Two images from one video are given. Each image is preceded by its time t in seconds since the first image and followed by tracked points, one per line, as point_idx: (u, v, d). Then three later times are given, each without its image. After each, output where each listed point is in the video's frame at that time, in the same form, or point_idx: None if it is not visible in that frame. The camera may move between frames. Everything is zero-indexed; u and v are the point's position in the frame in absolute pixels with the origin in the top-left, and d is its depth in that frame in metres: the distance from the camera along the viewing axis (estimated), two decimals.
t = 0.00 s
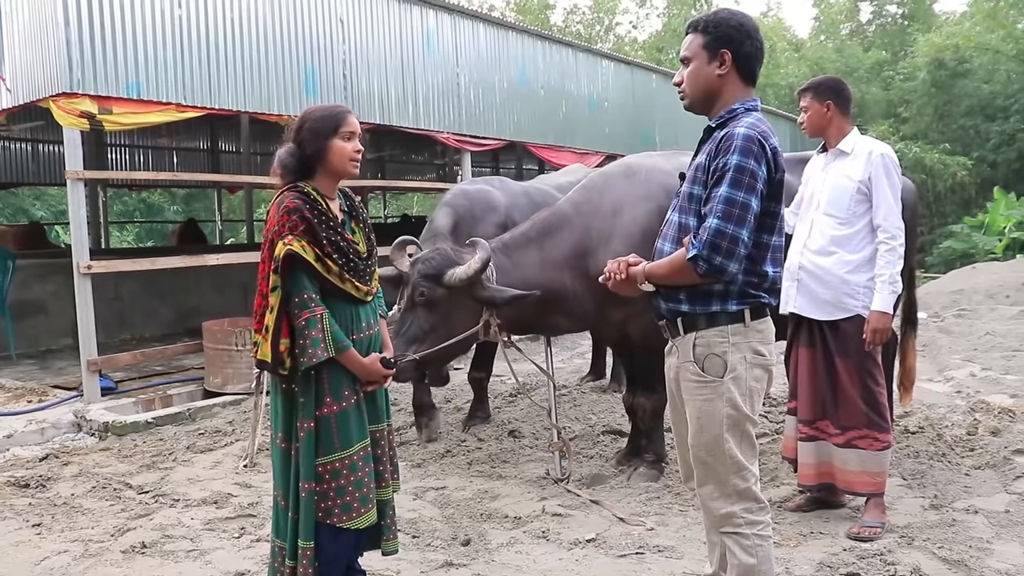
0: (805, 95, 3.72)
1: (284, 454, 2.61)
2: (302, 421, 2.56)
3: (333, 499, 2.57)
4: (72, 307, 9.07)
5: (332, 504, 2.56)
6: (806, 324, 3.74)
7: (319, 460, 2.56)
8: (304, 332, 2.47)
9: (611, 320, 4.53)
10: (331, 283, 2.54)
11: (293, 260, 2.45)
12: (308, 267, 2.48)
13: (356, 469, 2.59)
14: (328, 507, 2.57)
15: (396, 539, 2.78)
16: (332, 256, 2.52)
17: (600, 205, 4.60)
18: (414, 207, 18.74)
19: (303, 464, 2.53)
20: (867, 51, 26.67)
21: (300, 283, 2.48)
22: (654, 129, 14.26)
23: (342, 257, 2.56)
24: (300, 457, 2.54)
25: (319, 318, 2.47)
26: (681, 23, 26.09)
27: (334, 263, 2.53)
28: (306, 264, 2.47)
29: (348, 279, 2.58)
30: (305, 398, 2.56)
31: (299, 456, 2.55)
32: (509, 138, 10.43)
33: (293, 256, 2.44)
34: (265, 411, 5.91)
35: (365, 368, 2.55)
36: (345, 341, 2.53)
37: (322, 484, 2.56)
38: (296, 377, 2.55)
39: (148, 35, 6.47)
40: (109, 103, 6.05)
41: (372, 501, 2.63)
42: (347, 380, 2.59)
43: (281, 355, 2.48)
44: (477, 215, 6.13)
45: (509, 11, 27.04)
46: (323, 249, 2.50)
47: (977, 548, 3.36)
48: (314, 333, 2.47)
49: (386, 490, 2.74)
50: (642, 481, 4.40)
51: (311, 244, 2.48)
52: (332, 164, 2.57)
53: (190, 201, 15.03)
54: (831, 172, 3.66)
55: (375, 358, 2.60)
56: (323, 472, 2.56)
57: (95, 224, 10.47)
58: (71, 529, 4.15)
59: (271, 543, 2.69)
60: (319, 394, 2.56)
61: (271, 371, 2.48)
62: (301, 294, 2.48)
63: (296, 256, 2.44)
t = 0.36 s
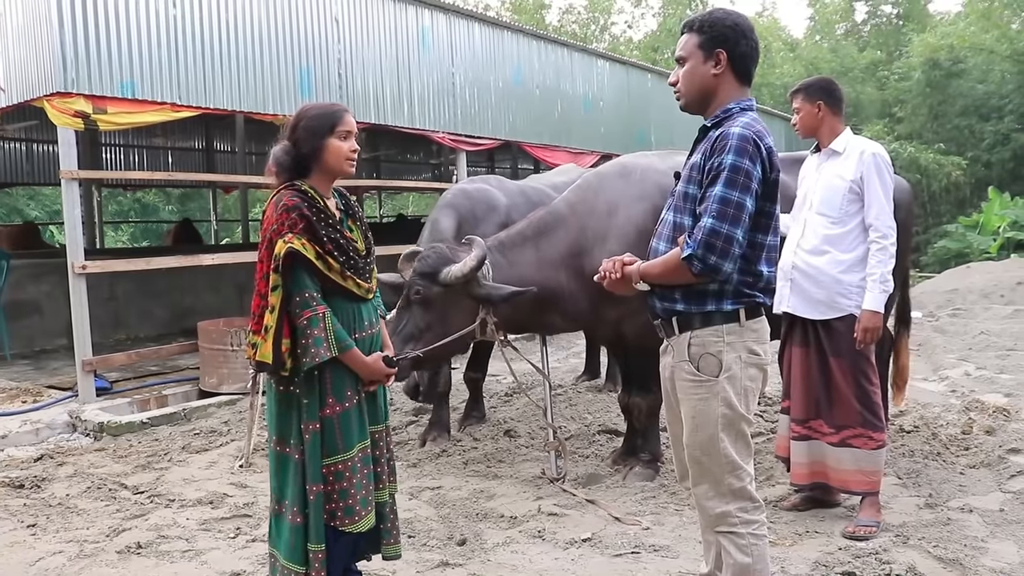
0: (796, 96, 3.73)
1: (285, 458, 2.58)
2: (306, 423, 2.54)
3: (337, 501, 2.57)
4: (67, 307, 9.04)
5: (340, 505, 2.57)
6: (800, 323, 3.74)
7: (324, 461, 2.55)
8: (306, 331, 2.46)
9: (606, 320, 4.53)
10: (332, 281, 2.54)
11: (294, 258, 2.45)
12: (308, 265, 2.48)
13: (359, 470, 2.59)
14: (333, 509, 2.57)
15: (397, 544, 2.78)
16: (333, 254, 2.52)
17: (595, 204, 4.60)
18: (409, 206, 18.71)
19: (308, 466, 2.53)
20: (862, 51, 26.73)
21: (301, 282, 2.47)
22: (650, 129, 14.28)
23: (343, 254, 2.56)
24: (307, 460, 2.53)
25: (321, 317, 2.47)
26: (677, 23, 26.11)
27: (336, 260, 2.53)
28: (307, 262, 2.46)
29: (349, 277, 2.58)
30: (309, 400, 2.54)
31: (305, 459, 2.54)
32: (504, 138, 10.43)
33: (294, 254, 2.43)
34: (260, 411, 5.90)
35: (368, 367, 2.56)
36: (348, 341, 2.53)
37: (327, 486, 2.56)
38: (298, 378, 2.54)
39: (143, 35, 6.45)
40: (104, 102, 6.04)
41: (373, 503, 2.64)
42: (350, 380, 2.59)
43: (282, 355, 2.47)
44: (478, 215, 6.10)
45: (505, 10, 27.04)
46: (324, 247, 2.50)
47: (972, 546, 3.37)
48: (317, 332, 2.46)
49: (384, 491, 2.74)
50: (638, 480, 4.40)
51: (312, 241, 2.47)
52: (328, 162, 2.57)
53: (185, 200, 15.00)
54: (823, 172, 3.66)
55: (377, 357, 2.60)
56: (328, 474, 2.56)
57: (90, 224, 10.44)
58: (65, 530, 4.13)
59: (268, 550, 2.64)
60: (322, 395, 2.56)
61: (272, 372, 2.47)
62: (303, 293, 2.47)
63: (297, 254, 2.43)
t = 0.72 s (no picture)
0: (793, 97, 3.74)
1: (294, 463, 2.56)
2: (318, 424, 2.54)
3: (350, 502, 2.58)
4: (65, 309, 9.03)
5: (354, 506, 2.58)
6: (798, 323, 3.75)
7: (337, 462, 2.56)
8: (318, 331, 2.46)
9: (605, 320, 4.52)
10: (339, 279, 2.55)
11: (303, 257, 2.44)
12: (316, 264, 2.48)
13: (370, 470, 2.61)
14: (346, 511, 2.58)
15: (398, 548, 2.76)
16: (339, 252, 2.53)
17: (594, 204, 4.61)
18: (408, 207, 18.72)
19: (323, 467, 2.53)
20: (860, 51, 26.76)
21: (309, 281, 2.47)
22: (648, 129, 14.29)
23: (347, 252, 2.57)
24: (319, 460, 2.53)
25: (331, 316, 2.47)
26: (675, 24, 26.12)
27: (342, 259, 2.54)
28: (316, 261, 2.46)
29: (355, 275, 2.60)
30: (319, 400, 2.54)
31: (317, 460, 2.54)
32: (502, 138, 10.44)
33: (303, 254, 2.43)
34: (259, 411, 5.90)
35: (377, 366, 2.56)
36: (356, 339, 2.55)
37: (340, 487, 2.57)
38: (308, 379, 2.53)
39: (141, 36, 6.45)
40: (102, 103, 6.01)
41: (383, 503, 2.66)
42: (358, 379, 2.60)
43: (293, 356, 2.45)
44: (479, 215, 6.09)
45: (503, 11, 27.07)
46: (330, 245, 2.50)
47: (970, 546, 3.38)
48: (329, 330, 2.47)
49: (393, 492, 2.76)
50: (636, 481, 4.40)
51: (318, 240, 2.47)
52: (325, 162, 2.57)
53: (183, 201, 14.99)
54: (820, 172, 3.67)
55: (384, 355, 2.61)
56: (341, 474, 2.56)
57: (88, 225, 10.43)
58: (64, 530, 4.13)
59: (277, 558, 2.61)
60: (332, 395, 2.56)
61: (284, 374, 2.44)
62: (312, 292, 2.47)
63: (306, 253, 2.43)
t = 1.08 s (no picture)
0: (784, 98, 3.75)
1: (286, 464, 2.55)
2: (307, 424, 2.53)
3: (346, 501, 2.58)
4: (52, 309, 8.98)
5: (350, 504, 2.59)
6: (786, 324, 3.76)
7: (330, 461, 2.56)
8: (303, 332, 2.45)
9: (594, 320, 4.52)
10: (323, 281, 2.54)
11: (287, 258, 2.43)
12: (301, 265, 2.47)
13: (364, 467, 2.61)
14: (343, 509, 2.58)
15: (378, 545, 2.66)
16: (325, 253, 2.52)
17: (583, 205, 4.62)
18: (398, 206, 18.70)
19: (315, 467, 2.53)
20: (850, 53, 26.90)
21: (294, 282, 2.46)
22: (638, 130, 14.32)
23: (333, 253, 2.55)
24: (313, 461, 2.53)
25: (316, 317, 2.46)
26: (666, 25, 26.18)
27: (327, 260, 2.53)
28: (300, 262, 2.45)
29: (340, 276, 2.59)
30: (307, 400, 2.53)
31: (310, 461, 2.53)
32: (493, 139, 10.44)
33: (288, 255, 2.42)
34: (248, 412, 5.88)
35: (363, 366, 2.56)
36: (342, 340, 2.53)
37: (335, 486, 2.57)
38: (295, 380, 2.52)
39: (130, 35, 6.42)
40: (91, 102, 6.00)
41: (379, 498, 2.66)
42: (345, 378, 2.59)
43: (280, 357, 2.44)
44: (469, 216, 6.08)
45: (494, 12, 27.10)
46: (315, 247, 2.49)
47: (957, 546, 3.39)
48: (313, 332, 2.45)
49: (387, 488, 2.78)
50: (626, 481, 4.41)
51: (303, 241, 2.46)
52: (312, 161, 2.57)
53: (173, 201, 14.94)
54: (809, 173, 3.68)
55: (370, 355, 2.60)
56: (335, 473, 2.57)
57: (77, 224, 10.37)
58: (51, 532, 4.11)
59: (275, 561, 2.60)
60: (320, 394, 2.55)
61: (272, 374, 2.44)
62: (297, 294, 2.46)
63: (291, 254, 2.42)
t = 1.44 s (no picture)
0: (781, 98, 3.75)
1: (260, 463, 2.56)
2: (281, 424, 2.54)
3: (317, 502, 2.57)
4: (48, 310, 8.96)
5: (323, 505, 2.57)
6: (780, 325, 3.77)
7: (302, 462, 2.55)
8: (275, 333, 2.46)
9: (588, 322, 4.52)
10: (301, 283, 2.54)
11: (261, 261, 2.45)
12: (276, 267, 2.47)
13: (336, 470, 2.58)
14: (314, 510, 2.57)
15: (371, 542, 2.75)
16: (301, 255, 2.52)
17: (578, 206, 4.62)
18: (394, 207, 18.68)
19: (287, 467, 2.53)
20: (845, 54, 26.96)
21: (268, 284, 2.48)
22: (634, 132, 14.33)
23: (311, 255, 2.55)
24: (285, 460, 2.54)
25: (289, 319, 2.47)
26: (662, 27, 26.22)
27: (304, 262, 2.53)
28: (274, 265, 2.46)
29: (319, 278, 2.58)
30: (283, 401, 2.55)
31: (283, 460, 2.54)
32: (488, 140, 10.44)
33: (261, 258, 2.44)
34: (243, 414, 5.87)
35: (338, 368, 2.56)
36: (318, 341, 2.53)
37: (306, 487, 2.56)
38: (271, 380, 2.55)
39: (125, 36, 6.41)
40: (86, 104, 5.98)
41: (353, 502, 2.63)
42: (323, 380, 2.58)
43: (252, 358, 2.47)
44: (461, 218, 6.08)
45: (489, 13, 27.13)
46: (291, 249, 2.49)
47: (952, 547, 3.40)
48: (285, 334, 2.46)
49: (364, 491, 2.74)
50: (621, 482, 4.41)
51: (279, 244, 2.47)
52: (298, 163, 2.57)
53: (168, 203, 14.91)
54: (805, 174, 3.69)
55: (347, 358, 2.59)
56: (309, 473, 2.55)
57: (72, 226, 10.35)
58: (46, 534, 4.09)
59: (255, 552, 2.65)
60: (295, 395, 2.55)
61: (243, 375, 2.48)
62: (271, 296, 2.47)
63: (263, 257, 2.43)
